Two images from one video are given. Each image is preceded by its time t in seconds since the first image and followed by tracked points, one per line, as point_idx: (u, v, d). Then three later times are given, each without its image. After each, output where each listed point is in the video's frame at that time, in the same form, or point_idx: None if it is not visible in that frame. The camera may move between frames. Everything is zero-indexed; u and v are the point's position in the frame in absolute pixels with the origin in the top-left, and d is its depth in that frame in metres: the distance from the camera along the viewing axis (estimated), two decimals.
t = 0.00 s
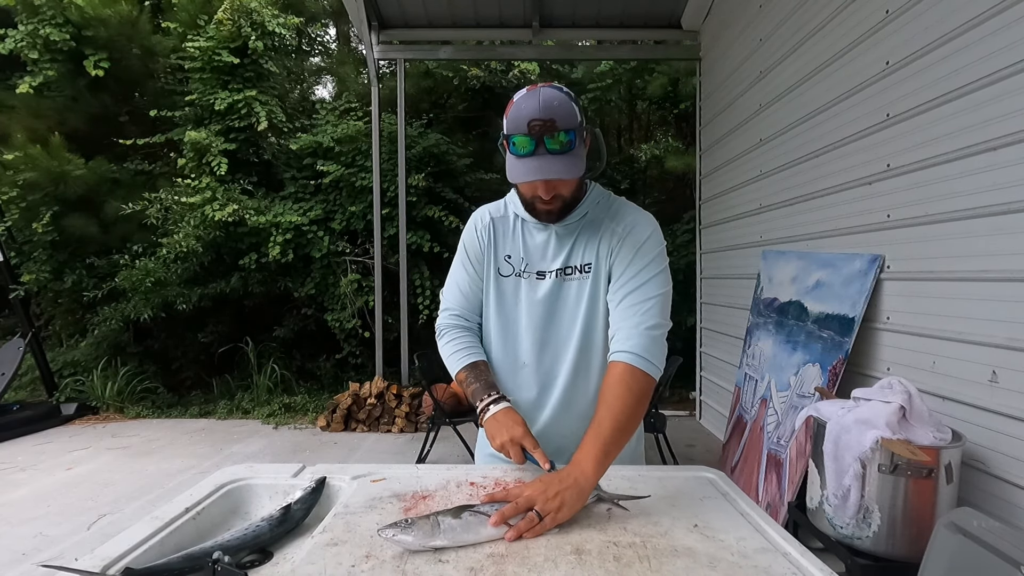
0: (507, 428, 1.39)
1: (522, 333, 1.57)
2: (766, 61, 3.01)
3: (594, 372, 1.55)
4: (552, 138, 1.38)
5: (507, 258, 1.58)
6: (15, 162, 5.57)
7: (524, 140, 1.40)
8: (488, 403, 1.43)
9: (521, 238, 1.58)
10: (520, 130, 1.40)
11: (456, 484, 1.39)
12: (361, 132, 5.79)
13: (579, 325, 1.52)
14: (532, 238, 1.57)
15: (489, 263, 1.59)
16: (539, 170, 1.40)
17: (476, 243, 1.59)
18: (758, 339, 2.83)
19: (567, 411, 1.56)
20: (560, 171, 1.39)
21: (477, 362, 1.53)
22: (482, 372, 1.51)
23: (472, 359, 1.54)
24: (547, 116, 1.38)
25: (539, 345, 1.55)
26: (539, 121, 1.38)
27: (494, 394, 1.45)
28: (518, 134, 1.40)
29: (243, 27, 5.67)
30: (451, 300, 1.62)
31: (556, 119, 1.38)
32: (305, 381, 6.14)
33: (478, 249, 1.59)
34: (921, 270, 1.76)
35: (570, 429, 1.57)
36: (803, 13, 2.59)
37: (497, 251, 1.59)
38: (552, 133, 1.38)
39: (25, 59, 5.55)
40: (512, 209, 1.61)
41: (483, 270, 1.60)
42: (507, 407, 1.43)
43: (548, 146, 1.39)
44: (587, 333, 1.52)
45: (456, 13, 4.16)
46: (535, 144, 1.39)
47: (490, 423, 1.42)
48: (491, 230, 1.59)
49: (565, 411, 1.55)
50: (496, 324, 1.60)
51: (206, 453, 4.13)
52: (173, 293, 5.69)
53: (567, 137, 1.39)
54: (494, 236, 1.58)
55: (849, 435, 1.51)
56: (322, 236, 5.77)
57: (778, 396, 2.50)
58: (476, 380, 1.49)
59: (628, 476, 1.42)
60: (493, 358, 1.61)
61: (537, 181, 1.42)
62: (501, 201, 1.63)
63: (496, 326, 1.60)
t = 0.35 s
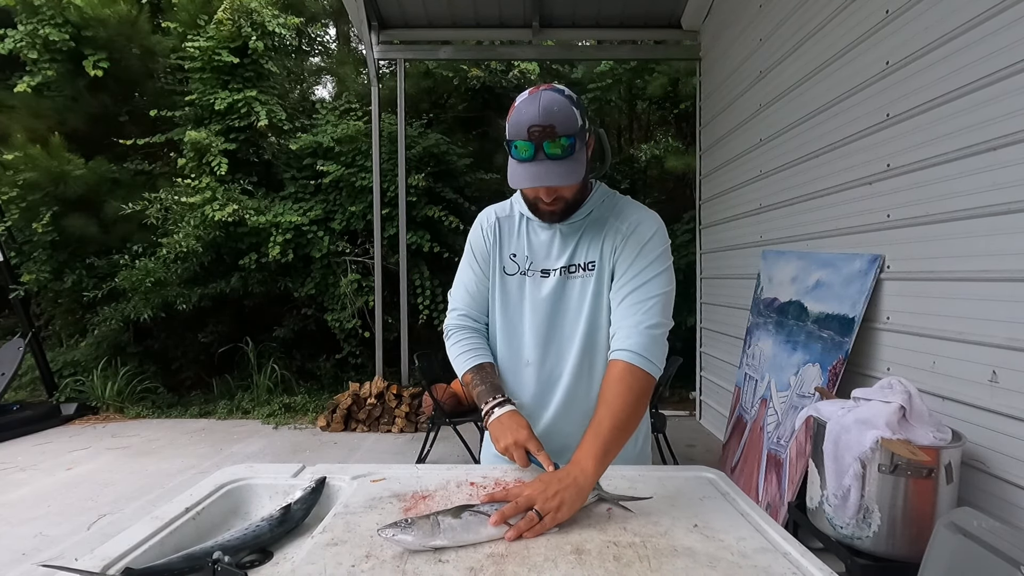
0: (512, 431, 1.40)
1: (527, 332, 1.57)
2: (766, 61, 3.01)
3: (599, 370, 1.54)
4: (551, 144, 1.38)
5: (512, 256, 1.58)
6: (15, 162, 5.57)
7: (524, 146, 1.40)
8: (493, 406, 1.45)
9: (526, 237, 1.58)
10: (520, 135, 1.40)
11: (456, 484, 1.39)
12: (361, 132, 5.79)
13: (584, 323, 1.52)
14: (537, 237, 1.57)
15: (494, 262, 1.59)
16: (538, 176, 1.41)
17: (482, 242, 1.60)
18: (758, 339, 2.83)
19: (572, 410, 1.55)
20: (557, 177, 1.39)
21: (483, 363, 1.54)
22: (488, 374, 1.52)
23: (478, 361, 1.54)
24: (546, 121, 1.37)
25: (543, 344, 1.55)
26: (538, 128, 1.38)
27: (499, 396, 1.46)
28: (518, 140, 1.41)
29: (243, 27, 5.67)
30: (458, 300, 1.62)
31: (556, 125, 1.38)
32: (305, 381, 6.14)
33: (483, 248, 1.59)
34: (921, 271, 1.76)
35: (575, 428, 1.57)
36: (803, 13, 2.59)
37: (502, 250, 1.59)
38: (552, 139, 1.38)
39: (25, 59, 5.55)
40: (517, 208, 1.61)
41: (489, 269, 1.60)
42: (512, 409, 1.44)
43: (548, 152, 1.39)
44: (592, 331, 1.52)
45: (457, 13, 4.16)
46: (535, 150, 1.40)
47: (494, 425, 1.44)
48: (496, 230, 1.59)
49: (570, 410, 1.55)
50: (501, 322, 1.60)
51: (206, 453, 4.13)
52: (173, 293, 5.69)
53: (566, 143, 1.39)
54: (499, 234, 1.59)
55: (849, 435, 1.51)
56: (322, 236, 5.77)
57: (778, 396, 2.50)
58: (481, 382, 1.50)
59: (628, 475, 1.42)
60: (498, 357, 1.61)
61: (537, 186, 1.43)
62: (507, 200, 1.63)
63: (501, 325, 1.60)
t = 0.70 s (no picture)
0: (534, 445, 1.39)
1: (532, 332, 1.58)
2: (765, 61, 3.01)
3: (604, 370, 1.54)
4: (546, 156, 1.39)
5: (517, 257, 1.58)
6: (15, 162, 5.57)
7: (520, 158, 1.42)
8: (516, 419, 1.45)
9: (531, 238, 1.58)
10: (516, 147, 1.42)
11: (457, 485, 1.39)
12: (361, 132, 5.79)
13: (589, 323, 1.52)
14: (542, 236, 1.57)
15: (500, 262, 1.59)
16: (533, 189, 1.42)
17: (488, 244, 1.60)
18: (758, 339, 2.83)
19: (577, 408, 1.56)
20: (551, 189, 1.40)
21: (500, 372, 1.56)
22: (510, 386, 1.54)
23: (500, 372, 1.56)
24: (541, 135, 1.38)
25: (547, 343, 1.55)
26: (532, 141, 1.38)
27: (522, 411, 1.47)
28: (514, 151, 1.42)
29: (243, 26, 5.67)
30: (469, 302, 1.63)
31: (550, 138, 1.38)
32: (305, 381, 6.14)
33: (489, 249, 1.60)
34: (921, 271, 1.76)
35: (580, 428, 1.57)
36: (803, 13, 2.59)
37: (507, 250, 1.59)
38: (546, 153, 1.39)
39: (25, 59, 5.55)
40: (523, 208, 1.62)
41: (495, 269, 1.60)
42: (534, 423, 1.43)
43: (542, 164, 1.40)
44: (597, 331, 1.52)
45: (457, 13, 4.16)
46: (530, 162, 1.41)
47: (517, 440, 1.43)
48: (502, 231, 1.60)
49: (575, 409, 1.56)
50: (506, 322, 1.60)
51: (206, 453, 4.13)
52: (173, 293, 5.69)
53: (560, 156, 1.39)
54: (505, 234, 1.59)
55: (849, 435, 1.51)
56: (321, 236, 5.77)
57: (778, 396, 2.50)
58: (503, 395, 1.52)
59: (629, 476, 1.42)
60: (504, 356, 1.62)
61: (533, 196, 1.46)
62: (513, 202, 1.64)
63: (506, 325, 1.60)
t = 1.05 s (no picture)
0: (532, 426, 1.39)
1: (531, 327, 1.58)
2: (765, 61, 3.01)
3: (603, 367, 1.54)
4: (549, 139, 1.39)
5: (517, 253, 1.59)
6: (15, 162, 5.57)
7: (524, 142, 1.42)
8: (511, 403, 1.44)
9: (531, 234, 1.59)
10: (521, 130, 1.43)
11: (457, 484, 1.39)
12: (361, 132, 5.79)
13: (588, 319, 1.52)
14: (542, 233, 1.58)
15: (500, 257, 1.60)
16: (535, 171, 1.41)
17: (489, 238, 1.61)
18: (758, 339, 2.83)
19: (575, 405, 1.55)
20: (553, 172, 1.40)
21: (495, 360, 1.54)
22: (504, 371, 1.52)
23: (493, 358, 1.54)
24: (546, 118, 1.39)
25: (546, 339, 1.55)
26: (537, 123, 1.39)
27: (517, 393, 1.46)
28: (519, 135, 1.43)
29: (244, 26, 5.67)
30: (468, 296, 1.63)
31: (554, 121, 1.39)
32: (305, 381, 6.14)
33: (490, 243, 1.61)
34: (921, 271, 1.76)
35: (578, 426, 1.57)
36: (803, 14, 2.59)
37: (507, 245, 1.60)
38: (550, 136, 1.39)
39: (25, 59, 5.55)
40: (525, 205, 1.63)
41: (494, 264, 1.61)
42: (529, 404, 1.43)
43: (546, 148, 1.40)
44: (596, 327, 1.52)
45: (457, 13, 4.16)
46: (534, 145, 1.41)
47: (514, 422, 1.42)
48: (502, 227, 1.60)
49: (573, 406, 1.55)
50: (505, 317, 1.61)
51: (206, 453, 4.13)
52: (173, 293, 5.68)
53: (564, 141, 1.40)
54: (505, 230, 1.60)
55: (849, 435, 1.51)
56: (321, 236, 5.77)
57: (778, 396, 2.50)
58: (497, 380, 1.50)
59: (629, 475, 1.42)
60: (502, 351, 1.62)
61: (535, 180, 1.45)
62: (515, 199, 1.65)
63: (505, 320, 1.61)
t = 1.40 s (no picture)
0: (454, 395, 1.54)
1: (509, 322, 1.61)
2: (766, 61, 3.01)
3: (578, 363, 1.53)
4: (535, 120, 1.42)
5: (499, 249, 1.65)
6: (15, 162, 5.57)
7: (510, 121, 1.46)
8: (447, 371, 1.60)
9: (514, 231, 1.65)
10: (508, 111, 1.46)
11: (456, 485, 1.39)
12: (361, 132, 5.79)
13: (563, 313, 1.54)
14: (524, 230, 1.63)
15: (483, 254, 1.68)
16: (520, 150, 1.44)
17: (474, 237, 1.71)
18: (758, 339, 2.83)
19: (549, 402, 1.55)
20: (537, 152, 1.43)
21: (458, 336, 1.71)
22: (460, 346, 1.67)
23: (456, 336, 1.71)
24: (533, 99, 1.42)
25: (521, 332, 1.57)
26: (524, 104, 1.43)
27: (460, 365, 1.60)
28: (506, 115, 1.46)
29: (244, 26, 5.67)
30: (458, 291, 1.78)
31: (540, 103, 1.43)
32: (305, 381, 6.14)
33: (475, 242, 1.71)
34: (921, 271, 1.76)
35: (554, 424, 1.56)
36: (803, 14, 2.59)
37: (490, 244, 1.68)
38: (535, 117, 1.42)
39: (25, 59, 5.55)
40: (512, 205, 1.70)
41: (478, 260, 1.69)
42: (463, 375, 1.57)
43: (531, 128, 1.43)
44: (570, 321, 1.52)
45: (456, 13, 4.16)
46: (519, 125, 1.44)
47: (444, 388, 1.59)
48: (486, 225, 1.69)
49: (548, 402, 1.55)
50: (486, 313, 1.66)
51: (206, 453, 4.13)
52: (173, 293, 5.68)
53: (549, 122, 1.43)
54: (489, 230, 1.69)
55: (849, 435, 1.51)
56: (321, 236, 5.78)
57: (778, 396, 2.50)
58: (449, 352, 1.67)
59: (628, 476, 1.42)
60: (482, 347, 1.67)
61: (519, 159, 1.48)
62: (504, 201, 1.73)
63: (484, 316, 1.66)
